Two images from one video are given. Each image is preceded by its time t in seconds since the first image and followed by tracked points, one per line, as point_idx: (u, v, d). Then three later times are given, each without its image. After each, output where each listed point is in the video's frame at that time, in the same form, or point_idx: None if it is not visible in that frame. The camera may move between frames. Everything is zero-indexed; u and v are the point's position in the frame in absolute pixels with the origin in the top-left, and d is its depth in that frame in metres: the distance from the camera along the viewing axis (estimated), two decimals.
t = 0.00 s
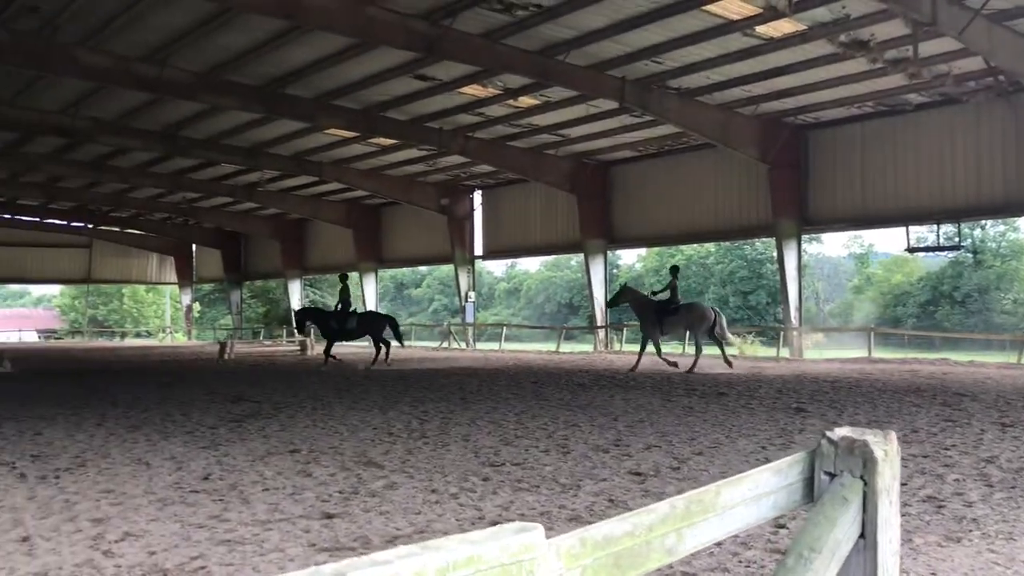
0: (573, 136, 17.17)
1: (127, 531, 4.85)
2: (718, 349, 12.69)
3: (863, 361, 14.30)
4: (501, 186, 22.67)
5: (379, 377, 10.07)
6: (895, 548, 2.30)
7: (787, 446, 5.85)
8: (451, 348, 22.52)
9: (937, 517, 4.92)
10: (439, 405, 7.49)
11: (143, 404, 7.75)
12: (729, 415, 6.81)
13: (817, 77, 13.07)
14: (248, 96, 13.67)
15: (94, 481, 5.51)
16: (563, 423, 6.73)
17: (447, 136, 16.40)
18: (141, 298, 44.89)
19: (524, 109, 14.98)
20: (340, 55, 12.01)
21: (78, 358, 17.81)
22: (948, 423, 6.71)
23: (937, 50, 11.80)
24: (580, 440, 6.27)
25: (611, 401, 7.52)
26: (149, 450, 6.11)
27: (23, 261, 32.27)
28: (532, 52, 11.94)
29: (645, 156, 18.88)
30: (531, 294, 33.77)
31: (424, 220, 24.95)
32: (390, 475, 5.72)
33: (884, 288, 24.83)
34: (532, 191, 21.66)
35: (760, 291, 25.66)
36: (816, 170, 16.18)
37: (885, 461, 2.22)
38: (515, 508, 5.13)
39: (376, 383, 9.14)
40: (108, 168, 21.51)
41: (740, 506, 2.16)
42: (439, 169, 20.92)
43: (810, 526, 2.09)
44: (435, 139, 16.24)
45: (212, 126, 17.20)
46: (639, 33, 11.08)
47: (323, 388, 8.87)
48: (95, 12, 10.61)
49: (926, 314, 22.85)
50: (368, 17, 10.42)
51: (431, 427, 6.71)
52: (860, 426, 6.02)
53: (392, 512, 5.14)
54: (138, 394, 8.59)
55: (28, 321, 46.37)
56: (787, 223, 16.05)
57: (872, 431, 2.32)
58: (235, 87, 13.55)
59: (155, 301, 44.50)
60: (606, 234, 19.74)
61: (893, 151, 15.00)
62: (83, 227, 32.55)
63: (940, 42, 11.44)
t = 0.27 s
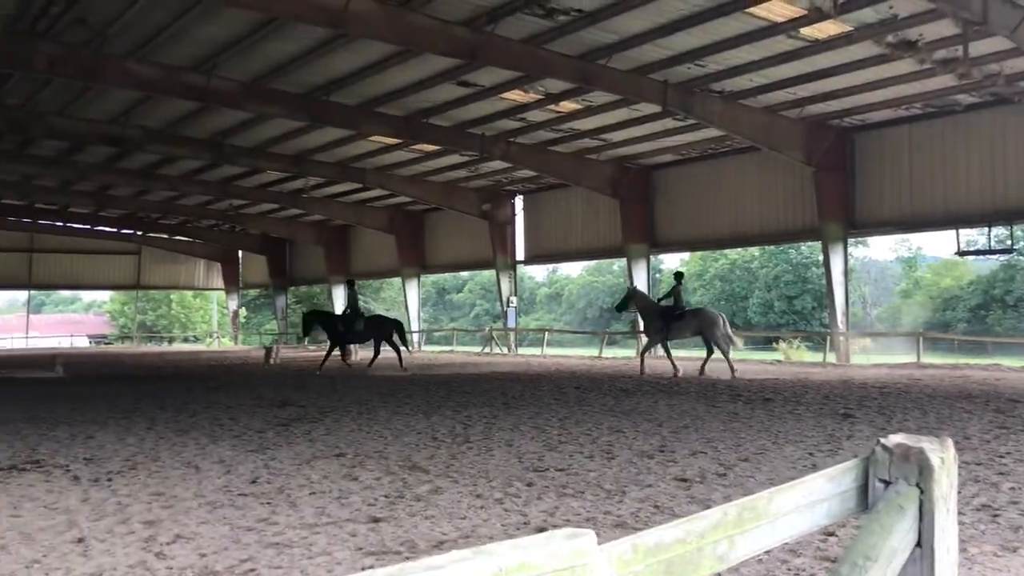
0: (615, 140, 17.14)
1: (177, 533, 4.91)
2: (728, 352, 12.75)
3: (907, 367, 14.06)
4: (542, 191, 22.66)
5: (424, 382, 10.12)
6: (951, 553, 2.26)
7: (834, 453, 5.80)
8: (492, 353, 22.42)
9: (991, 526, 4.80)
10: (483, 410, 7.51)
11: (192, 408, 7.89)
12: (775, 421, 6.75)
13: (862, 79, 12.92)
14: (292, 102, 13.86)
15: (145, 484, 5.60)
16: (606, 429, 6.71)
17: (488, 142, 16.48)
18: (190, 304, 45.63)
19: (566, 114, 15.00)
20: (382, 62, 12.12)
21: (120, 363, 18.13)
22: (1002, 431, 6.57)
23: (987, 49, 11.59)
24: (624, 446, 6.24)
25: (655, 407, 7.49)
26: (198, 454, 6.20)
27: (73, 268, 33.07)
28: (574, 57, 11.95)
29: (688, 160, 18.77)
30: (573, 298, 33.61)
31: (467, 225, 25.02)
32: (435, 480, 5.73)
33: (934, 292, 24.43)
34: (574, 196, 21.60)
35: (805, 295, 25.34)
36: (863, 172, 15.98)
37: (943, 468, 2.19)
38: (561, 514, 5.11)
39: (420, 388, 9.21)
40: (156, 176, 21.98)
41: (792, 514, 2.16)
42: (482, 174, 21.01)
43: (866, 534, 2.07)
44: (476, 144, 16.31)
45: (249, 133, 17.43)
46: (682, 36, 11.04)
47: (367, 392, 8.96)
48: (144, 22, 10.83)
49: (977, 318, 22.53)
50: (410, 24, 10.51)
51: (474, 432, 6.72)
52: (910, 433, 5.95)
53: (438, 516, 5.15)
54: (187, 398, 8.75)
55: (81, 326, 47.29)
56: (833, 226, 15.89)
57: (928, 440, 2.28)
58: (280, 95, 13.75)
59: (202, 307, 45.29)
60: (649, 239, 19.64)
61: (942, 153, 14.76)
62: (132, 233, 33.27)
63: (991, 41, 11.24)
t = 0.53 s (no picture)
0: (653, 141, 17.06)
1: (222, 533, 4.97)
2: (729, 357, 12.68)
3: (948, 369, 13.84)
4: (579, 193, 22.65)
5: (463, 384, 10.19)
6: (1005, 560, 2.18)
7: (878, 456, 5.72)
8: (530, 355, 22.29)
9: None
10: (521, 412, 7.53)
11: (235, 409, 8.01)
12: (817, 424, 6.70)
13: (904, 77, 12.74)
14: (332, 105, 13.98)
15: (189, 485, 5.67)
16: (646, 431, 6.68)
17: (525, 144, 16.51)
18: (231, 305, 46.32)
19: (603, 115, 14.96)
20: (419, 64, 12.18)
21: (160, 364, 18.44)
22: None
23: None
24: (664, 449, 6.21)
25: (695, 409, 7.45)
26: (241, 454, 6.27)
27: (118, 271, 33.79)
28: (611, 57, 11.92)
29: (728, 160, 18.66)
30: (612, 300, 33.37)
31: (503, 227, 25.09)
32: (475, 482, 5.74)
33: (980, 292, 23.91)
34: (612, 197, 21.56)
35: (847, 296, 25.15)
36: (906, 171, 15.75)
37: (995, 472, 2.12)
38: (601, 516, 5.09)
39: (457, 389, 9.28)
40: (198, 180, 22.35)
41: (840, 517, 2.10)
42: (519, 176, 21.04)
43: (915, 540, 2.02)
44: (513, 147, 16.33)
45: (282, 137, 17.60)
46: (721, 35, 10.97)
47: (405, 393, 9.03)
48: (186, 28, 11.00)
49: None
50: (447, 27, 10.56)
51: (512, 434, 6.74)
52: (957, 436, 5.87)
53: (478, 518, 5.16)
54: (229, 399, 8.89)
55: (126, 329, 47.99)
56: (875, 226, 15.71)
57: (980, 443, 2.22)
58: (320, 100, 13.89)
59: (243, 309, 46.09)
60: (688, 240, 19.56)
61: (988, 151, 14.50)
62: (175, 237, 33.95)
63: None
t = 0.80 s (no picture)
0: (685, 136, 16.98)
1: (259, 529, 5.01)
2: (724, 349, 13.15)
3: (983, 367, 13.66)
4: (611, 190, 22.58)
5: (494, 382, 10.17)
6: None
7: (916, 455, 5.64)
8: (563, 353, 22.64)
9: None
10: (553, 410, 7.52)
11: (269, 406, 8.07)
12: (852, 422, 6.64)
13: (941, 70, 12.57)
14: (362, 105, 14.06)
15: (226, 481, 5.72)
16: (679, 430, 6.64)
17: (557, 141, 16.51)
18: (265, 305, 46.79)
19: (635, 112, 14.91)
20: (450, 63, 12.22)
21: (192, 363, 18.65)
22: None
23: None
24: (699, 447, 6.18)
25: (729, 408, 7.40)
26: (277, 451, 6.32)
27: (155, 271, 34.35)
28: (644, 54, 11.89)
29: (762, 156, 18.54)
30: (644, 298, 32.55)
31: (535, 225, 25.06)
32: (508, 479, 5.74)
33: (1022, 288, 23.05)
34: (644, 194, 21.49)
35: (882, 293, 24.82)
36: (943, 166, 15.53)
37: None
38: (636, 514, 5.07)
39: (486, 387, 9.28)
40: (233, 180, 22.62)
41: (882, 517, 2.11)
42: (551, 174, 21.01)
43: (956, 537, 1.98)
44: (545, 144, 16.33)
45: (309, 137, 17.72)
46: (755, 30, 10.90)
47: (437, 391, 9.05)
48: (220, 29, 11.13)
49: None
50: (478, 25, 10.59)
51: (545, 432, 6.73)
52: (999, 434, 5.76)
53: (512, 515, 5.16)
54: (263, 396, 8.96)
55: (161, 328, 46.04)
56: (912, 222, 15.52)
57: None
58: (353, 99, 13.98)
59: (277, 308, 46.47)
60: (722, 236, 19.47)
61: None
62: (209, 237, 34.42)
63: None
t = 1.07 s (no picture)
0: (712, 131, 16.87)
1: (289, 523, 5.04)
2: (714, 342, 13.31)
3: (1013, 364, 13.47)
4: (639, 185, 22.52)
5: (523, 377, 10.17)
6: None
7: (950, 452, 5.57)
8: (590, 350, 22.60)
9: None
10: (581, 406, 7.51)
11: (298, 401, 8.13)
12: (885, 418, 6.57)
13: (973, 62, 12.39)
14: (389, 101, 14.11)
15: (257, 475, 5.77)
16: (708, 426, 6.61)
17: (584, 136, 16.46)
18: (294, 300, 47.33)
19: (662, 107, 14.82)
20: (477, 59, 12.23)
21: (220, 359, 18.85)
22: None
23: None
24: (728, 443, 6.14)
25: (759, 404, 7.35)
26: (306, 446, 6.36)
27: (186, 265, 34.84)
28: (672, 48, 11.83)
29: (791, 150, 18.42)
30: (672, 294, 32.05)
31: (562, 221, 24.95)
32: (537, 475, 5.74)
33: None
34: (672, 189, 21.42)
35: (914, 287, 24.44)
36: (976, 160, 15.32)
37: None
38: (665, 510, 5.04)
39: (515, 383, 9.28)
40: (263, 176, 22.80)
41: (916, 513, 2.33)
42: (578, 169, 20.95)
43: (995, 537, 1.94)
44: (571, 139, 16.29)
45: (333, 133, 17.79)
46: (784, 23, 10.81)
47: (464, 387, 9.07)
48: (249, 27, 11.21)
49: None
50: (505, 21, 10.60)
51: (573, 428, 6.72)
52: None
53: (541, 511, 5.15)
54: (293, 391, 9.02)
55: (192, 323, 44.67)
56: (945, 216, 15.33)
57: None
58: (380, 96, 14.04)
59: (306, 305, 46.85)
60: (751, 231, 19.39)
61: None
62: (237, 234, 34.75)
63: None
